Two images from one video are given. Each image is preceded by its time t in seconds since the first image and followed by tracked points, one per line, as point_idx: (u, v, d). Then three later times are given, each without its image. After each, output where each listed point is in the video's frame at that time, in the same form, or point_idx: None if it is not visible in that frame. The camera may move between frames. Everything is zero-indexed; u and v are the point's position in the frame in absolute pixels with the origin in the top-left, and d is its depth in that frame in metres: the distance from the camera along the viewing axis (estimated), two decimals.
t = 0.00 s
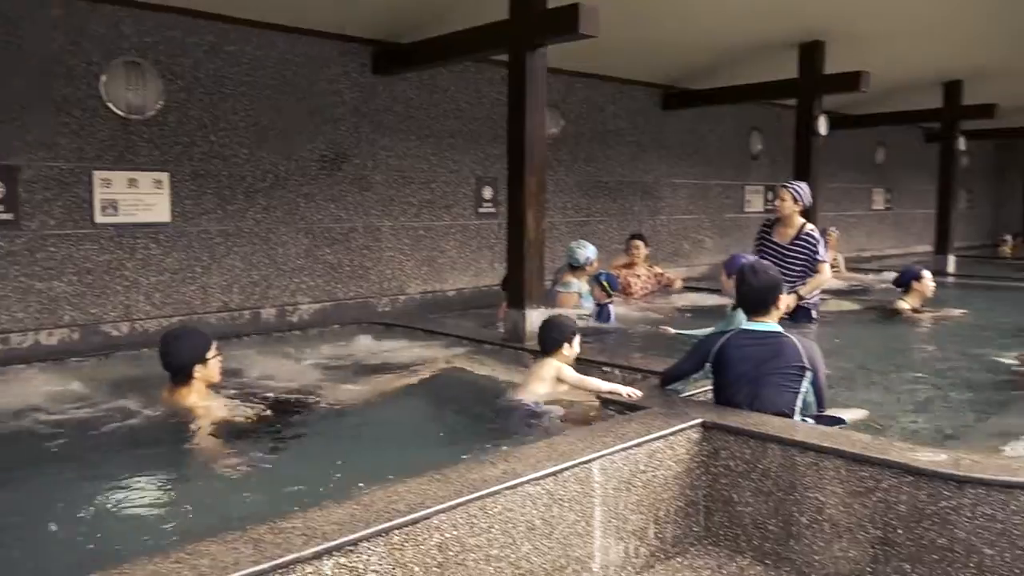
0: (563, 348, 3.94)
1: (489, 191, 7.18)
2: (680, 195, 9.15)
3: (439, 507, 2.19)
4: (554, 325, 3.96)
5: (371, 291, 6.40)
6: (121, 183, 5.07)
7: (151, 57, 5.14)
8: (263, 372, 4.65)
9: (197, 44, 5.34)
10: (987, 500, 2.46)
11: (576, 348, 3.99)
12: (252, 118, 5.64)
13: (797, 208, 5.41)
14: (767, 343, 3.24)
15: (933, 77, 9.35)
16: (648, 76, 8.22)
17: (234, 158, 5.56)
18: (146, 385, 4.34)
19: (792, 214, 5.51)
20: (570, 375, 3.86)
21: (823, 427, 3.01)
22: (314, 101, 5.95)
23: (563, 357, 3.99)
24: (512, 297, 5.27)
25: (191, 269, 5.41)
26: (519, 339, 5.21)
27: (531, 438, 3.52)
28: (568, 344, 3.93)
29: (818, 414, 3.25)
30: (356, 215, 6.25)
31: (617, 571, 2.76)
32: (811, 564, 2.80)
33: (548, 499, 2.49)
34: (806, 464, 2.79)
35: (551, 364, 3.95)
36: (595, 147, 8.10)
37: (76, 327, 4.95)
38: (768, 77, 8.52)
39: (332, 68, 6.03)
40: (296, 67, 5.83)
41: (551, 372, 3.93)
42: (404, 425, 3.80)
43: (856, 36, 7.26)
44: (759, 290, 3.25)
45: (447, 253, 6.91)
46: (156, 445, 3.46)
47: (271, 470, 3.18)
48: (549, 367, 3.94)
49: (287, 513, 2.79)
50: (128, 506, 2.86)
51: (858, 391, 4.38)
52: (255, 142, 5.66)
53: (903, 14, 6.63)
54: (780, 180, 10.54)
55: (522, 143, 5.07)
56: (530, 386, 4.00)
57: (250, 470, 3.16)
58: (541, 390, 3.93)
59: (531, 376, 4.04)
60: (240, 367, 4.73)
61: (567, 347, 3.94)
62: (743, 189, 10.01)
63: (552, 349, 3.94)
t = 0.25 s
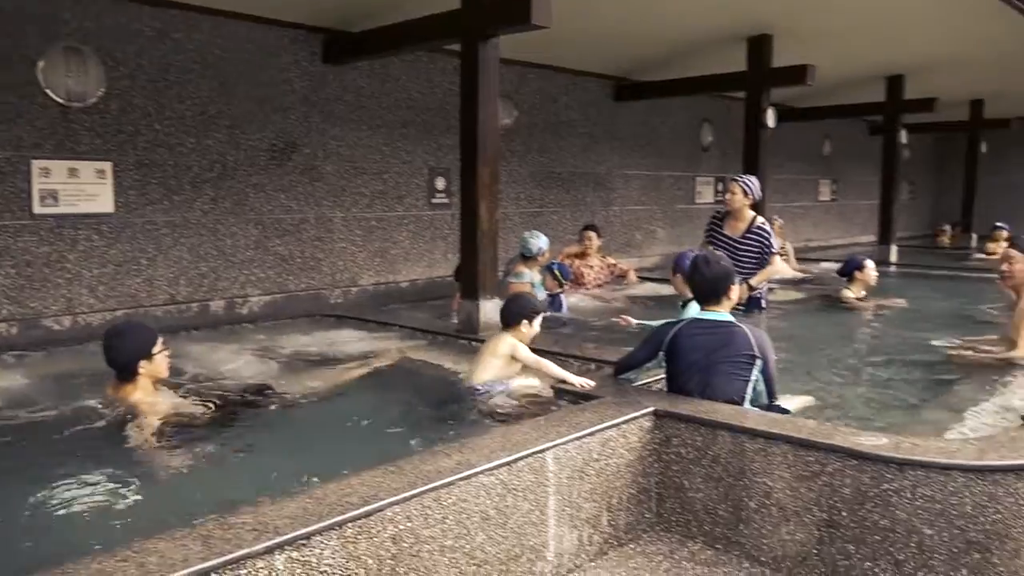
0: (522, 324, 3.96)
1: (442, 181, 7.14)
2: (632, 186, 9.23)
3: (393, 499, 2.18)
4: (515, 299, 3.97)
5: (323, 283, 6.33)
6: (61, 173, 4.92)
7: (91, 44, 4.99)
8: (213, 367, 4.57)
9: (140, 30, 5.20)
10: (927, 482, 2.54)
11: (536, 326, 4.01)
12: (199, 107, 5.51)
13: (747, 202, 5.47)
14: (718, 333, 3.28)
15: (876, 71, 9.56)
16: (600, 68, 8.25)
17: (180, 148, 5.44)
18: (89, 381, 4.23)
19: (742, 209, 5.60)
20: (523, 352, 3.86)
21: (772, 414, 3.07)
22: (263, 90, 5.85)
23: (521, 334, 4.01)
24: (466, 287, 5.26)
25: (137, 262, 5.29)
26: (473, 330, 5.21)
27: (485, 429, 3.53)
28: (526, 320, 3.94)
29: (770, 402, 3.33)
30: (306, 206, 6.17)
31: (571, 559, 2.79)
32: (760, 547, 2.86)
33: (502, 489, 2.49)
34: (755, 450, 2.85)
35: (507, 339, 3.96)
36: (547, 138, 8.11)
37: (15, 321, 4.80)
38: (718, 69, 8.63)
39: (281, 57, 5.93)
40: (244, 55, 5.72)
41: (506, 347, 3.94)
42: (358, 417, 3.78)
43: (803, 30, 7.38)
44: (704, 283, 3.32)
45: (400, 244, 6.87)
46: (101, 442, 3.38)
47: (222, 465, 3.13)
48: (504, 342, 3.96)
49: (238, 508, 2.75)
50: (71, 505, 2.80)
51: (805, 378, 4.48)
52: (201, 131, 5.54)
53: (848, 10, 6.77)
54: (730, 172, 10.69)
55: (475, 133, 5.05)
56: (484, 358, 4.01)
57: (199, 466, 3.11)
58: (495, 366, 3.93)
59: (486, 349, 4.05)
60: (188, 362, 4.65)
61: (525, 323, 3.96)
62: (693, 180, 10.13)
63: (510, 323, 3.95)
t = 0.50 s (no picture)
0: (476, 311, 3.83)
1: (384, 168, 7.06)
2: (575, 174, 9.27)
3: (336, 490, 2.15)
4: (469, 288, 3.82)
5: (263, 272, 6.21)
6: None
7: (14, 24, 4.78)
8: (148, 360, 4.45)
9: (66, 11, 5.00)
10: (859, 460, 2.62)
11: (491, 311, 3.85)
12: (130, 91, 5.34)
13: (689, 189, 5.53)
14: (659, 318, 3.33)
15: (812, 62, 9.77)
16: (543, 55, 8.25)
17: (111, 133, 5.26)
18: (17, 376, 4.08)
19: (685, 198, 5.66)
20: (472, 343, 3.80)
21: (711, 397, 3.12)
22: (197, 75, 5.69)
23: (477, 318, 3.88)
24: (409, 275, 5.22)
25: (66, 251, 5.11)
26: (416, 318, 5.18)
27: (429, 418, 3.51)
28: (480, 309, 3.82)
29: (711, 384, 3.38)
30: (245, 193, 6.04)
31: (517, 544, 2.80)
32: (700, 528, 2.92)
33: (447, 477, 2.49)
34: (695, 433, 2.90)
35: (462, 326, 3.87)
36: (490, 125, 8.08)
37: None
38: (658, 57, 8.70)
39: (216, 40, 5.77)
40: (177, 38, 5.55)
41: (459, 335, 3.86)
42: (300, 408, 3.73)
43: (741, 20, 7.49)
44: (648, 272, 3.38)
45: (342, 233, 6.78)
46: (30, 440, 3.26)
47: (159, 461, 3.06)
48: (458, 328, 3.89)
49: (176, 505, 2.69)
50: None
51: (743, 362, 4.57)
52: (133, 117, 5.37)
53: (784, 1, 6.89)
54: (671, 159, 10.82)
55: (417, 119, 5.01)
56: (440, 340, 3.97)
57: (134, 462, 3.03)
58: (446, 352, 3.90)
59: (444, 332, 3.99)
60: (122, 355, 4.51)
61: (480, 312, 3.82)
62: (635, 167, 10.22)
63: (465, 311, 3.82)
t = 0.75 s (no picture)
0: (460, 277, 4.10)
1: (336, 163, 6.98)
2: (529, 168, 9.28)
3: (288, 488, 2.13)
4: (458, 254, 4.10)
5: (213, 268, 6.10)
6: None
7: None
8: (94, 359, 4.34)
9: None
10: (807, 448, 2.68)
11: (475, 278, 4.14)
12: (71, 82, 5.19)
13: (643, 182, 5.58)
14: (610, 312, 3.36)
15: (761, 59, 9.93)
16: (496, 49, 8.24)
17: (51, 126, 5.11)
18: None
19: (640, 191, 5.71)
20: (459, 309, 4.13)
21: (664, 389, 3.16)
22: (142, 66, 5.56)
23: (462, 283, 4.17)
24: (362, 271, 5.18)
25: (4, 248, 4.96)
26: (370, 313, 5.14)
27: (384, 413, 3.49)
28: (464, 274, 4.10)
29: (664, 374, 3.42)
30: (193, 187, 5.92)
31: (472, 538, 2.80)
32: (654, 518, 2.96)
33: (401, 472, 2.48)
34: (649, 425, 2.93)
35: (447, 290, 4.16)
36: (444, 119, 8.05)
37: None
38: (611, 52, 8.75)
39: (161, 31, 5.64)
40: (120, 28, 5.41)
41: (446, 298, 4.16)
42: (252, 405, 3.68)
43: (691, 17, 7.58)
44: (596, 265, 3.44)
45: (294, 228, 6.70)
46: None
47: (105, 462, 2.99)
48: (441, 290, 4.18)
49: (124, 505, 2.63)
50: None
51: (695, 354, 4.64)
52: (74, 109, 5.22)
53: None
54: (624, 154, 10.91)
55: (369, 113, 4.96)
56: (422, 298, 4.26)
57: (79, 464, 2.96)
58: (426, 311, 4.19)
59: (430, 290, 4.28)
60: (66, 354, 4.40)
61: (465, 276, 4.11)
62: (589, 162, 10.28)
63: (450, 276, 4.12)
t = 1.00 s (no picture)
0: (444, 248, 4.27)
1: (284, 153, 6.87)
2: (480, 160, 9.26)
3: (237, 485, 2.10)
4: (441, 229, 4.27)
5: (156, 262, 5.97)
6: None
7: None
8: (31, 356, 4.21)
9: None
10: (753, 435, 2.73)
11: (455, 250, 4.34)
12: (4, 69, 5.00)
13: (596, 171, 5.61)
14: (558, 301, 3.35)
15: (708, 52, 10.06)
16: (446, 40, 8.19)
17: None
18: None
19: (591, 179, 5.74)
20: (448, 284, 4.36)
21: (614, 378, 3.19)
22: (79, 53, 5.38)
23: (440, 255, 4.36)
24: (311, 263, 5.11)
25: None
26: (320, 307, 5.08)
27: (335, 407, 3.46)
28: (446, 247, 4.27)
29: (615, 365, 3.43)
30: (135, 178, 5.77)
31: (425, 531, 2.79)
32: (605, 506, 2.99)
33: (352, 467, 2.46)
34: (599, 414, 2.96)
35: (431, 262, 4.35)
36: (393, 110, 7.98)
37: None
38: (560, 44, 8.79)
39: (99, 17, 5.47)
40: (55, 14, 5.24)
41: (430, 269, 4.35)
42: (199, 402, 3.61)
43: (640, 10, 7.64)
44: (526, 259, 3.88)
45: (241, 220, 6.58)
46: None
47: (44, 463, 2.91)
48: (427, 264, 4.34)
49: (66, 507, 2.56)
50: None
51: (644, 344, 4.69)
52: (7, 97, 5.03)
53: None
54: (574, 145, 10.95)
55: (317, 103, 4.89)
56: (403, 270, 4.32)
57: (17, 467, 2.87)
58: (412, 282, 4.27)
59: (406, 262, 4.38)
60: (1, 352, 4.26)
61: (445, 249, 4.30)
62: (540, 154, 10.30)
63: (433, 248, 4.28)
